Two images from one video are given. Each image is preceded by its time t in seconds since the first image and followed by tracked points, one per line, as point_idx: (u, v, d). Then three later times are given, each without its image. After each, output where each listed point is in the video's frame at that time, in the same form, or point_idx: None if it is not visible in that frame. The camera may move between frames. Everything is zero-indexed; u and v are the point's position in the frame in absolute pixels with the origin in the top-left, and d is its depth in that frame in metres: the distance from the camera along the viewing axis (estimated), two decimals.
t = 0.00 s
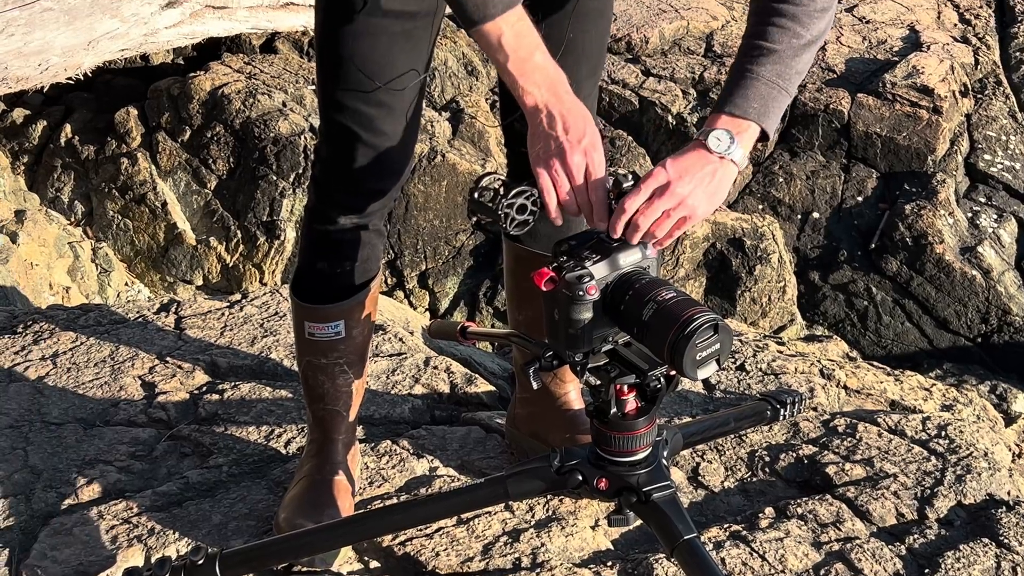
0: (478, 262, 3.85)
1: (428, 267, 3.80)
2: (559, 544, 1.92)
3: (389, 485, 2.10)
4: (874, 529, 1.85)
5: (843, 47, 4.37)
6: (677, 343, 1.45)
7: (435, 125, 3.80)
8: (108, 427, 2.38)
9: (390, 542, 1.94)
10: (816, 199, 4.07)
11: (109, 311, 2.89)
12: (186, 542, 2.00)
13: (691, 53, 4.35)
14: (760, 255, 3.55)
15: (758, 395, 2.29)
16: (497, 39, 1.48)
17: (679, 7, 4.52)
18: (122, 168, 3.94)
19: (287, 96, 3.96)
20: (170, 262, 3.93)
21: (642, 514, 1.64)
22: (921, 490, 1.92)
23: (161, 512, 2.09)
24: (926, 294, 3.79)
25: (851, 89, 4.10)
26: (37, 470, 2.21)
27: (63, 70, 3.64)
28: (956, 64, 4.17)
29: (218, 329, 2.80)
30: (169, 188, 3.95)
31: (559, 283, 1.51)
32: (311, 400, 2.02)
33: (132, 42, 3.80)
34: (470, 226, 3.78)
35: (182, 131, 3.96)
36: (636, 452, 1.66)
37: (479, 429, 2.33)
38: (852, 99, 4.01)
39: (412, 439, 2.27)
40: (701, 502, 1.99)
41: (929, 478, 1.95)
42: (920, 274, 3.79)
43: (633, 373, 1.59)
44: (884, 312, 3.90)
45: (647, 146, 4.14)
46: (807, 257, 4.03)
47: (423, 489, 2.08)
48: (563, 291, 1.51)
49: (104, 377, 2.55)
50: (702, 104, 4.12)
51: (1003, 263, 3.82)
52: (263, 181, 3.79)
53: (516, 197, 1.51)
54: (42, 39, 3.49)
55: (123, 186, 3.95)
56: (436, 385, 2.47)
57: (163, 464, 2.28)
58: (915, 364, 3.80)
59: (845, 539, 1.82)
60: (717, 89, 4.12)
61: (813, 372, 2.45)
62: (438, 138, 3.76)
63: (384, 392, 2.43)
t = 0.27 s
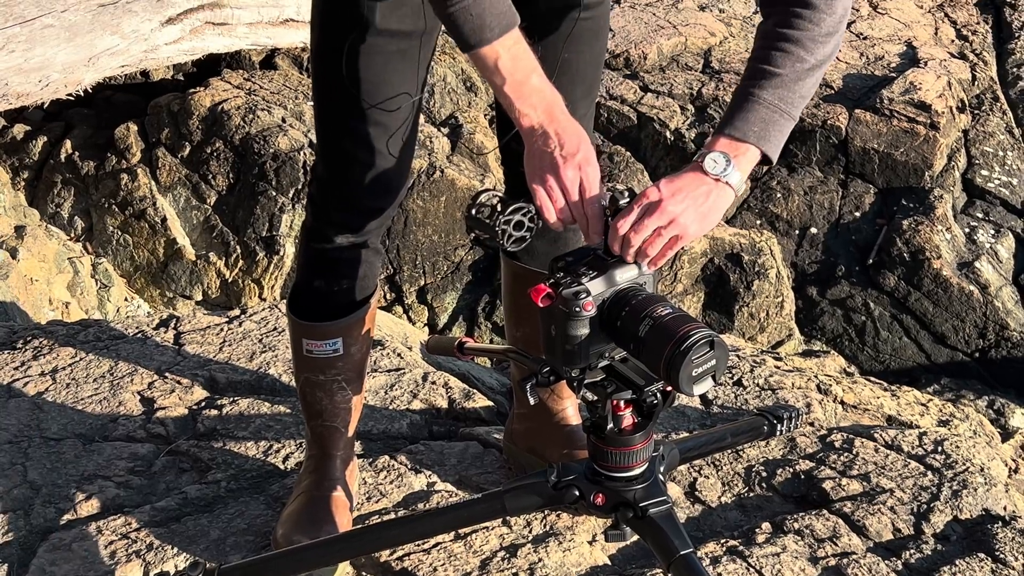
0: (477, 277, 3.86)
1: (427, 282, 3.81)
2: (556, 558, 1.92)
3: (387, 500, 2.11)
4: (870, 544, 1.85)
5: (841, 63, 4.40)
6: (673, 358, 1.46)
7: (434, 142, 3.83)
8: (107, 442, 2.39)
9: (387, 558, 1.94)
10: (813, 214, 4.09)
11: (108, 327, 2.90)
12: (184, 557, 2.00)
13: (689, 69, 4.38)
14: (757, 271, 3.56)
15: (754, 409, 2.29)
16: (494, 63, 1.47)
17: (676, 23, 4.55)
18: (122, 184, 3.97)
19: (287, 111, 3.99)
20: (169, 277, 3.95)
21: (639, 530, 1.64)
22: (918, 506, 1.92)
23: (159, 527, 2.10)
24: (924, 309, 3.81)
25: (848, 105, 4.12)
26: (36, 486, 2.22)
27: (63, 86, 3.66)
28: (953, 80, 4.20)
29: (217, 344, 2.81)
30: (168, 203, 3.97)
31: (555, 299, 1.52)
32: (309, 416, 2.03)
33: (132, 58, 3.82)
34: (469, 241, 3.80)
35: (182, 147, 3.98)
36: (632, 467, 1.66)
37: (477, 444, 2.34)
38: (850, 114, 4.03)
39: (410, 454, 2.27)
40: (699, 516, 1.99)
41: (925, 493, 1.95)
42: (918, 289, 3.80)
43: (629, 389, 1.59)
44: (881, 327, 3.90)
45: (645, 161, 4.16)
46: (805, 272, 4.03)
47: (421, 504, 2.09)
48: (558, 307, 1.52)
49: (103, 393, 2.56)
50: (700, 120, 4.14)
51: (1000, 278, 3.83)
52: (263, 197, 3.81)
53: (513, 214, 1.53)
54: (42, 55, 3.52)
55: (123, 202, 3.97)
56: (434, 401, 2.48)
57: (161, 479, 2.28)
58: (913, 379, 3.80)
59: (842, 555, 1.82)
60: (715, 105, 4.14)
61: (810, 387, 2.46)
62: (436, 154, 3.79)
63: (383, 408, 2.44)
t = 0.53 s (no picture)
0: (475, 285, 3.86)
1: (425, 290, 3.81)
2: (551, 563, 1.92)
3: (383, 505, 2.11)
4: (865, 549, 1.86)
5: (838, 72, 4.41)
6: (666, 362, 1.46)
7: (432, 150, 3.84)
8: (104, 448, 2.39)
9: (383, 562, 1.94)
10: (811, 223, 4.09)
11: (106, 335, 2.90)
12: (180, 562, 2.00)
13: (687, 78, 4.40)
14: (754, 279, 3.57)
15: (750, 415, 2.30)
16: (487, 69, 1.48)
17: (674, 33, 4.57)
18: (120, 193, 3.98)
19: (286, 120, 4.01)
20: (168, 285, 3.96)
21: (633, 533, 1.64)
22: (913, 511, 1.93)
23: (156, 532, 2.10)
24: (921, 318, 3.81)
25: (845, 114, 4.14)
26: (33, 492, 2.22)
27: (62, 95, 3.69)
28: (950, 90, 4.22)
29: (215, 351, 2.82)
30: (167, 212, 3.98)
31: (550, 303, 1.53)
32: (306, 423, 2.04)
33: (131, 67, 3.84)
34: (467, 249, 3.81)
35: (180, 155, 4.00)
36: (626, 471, 1.66)
37: (473, 450, 2.34)
38: (846, 124, 4.06)
39: (406, 460, 2.28)
40: (694, 522, 2.00)
41: (920, 499, 1.96)
42: (915, 298, 3.80)
43: (623, 393, 1.60)
44: (879, 334, 3.89)
45: (643, 170, 4.17)
46: (803, 281, 4.04)
47: (416, 509, 2.09)
48: (553, 310, 1.53)
49: (100, 400, 2.56)
50: (697, 129, 4.16)
51: (997, 287, 3.83)
52: (261, 206, 3.82)
53: (508, 217, 1.54)
54: (42, 64, 3.55)
55: (122, 210, 3.98)
56: (430, 407, 2.48)
57: (158, 485, 2.29)
58: (911, 388, 3.79)
59: (836, 560, 1.82)
60: (712, 114, 4.16)
61: (805, 393, 2.46)
62: (434, 162, 3.80)
63: (379, 414, 2.45)
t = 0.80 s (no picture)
0: (473, 293, 3.86)
1: (423, 298, 3.82)
2: (546, 569, 1.93)
3: (378, 511, 2.11)
4: (858, 555, 1.86)
5: (835, 81, 4.43)
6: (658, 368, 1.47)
7: (429, 158, 3.86)
8: (101, 455, 2.40)
9: (378, 567, 1.94)
10: (808, 231, 4.10)
11: (103, 342, 2.91)
12: (176, 567, 2.01)
13: (684, 87, 4.41)
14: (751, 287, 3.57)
15: (744, 422, 2.30)
16: (473, 83, 1.47)
17: (671, 41, 4.59)
18: (120, 202, 4.00)
19: (284, 129, 4.03)
20: (167, 293, 3.97)
21: (626, 538, 1.65)
22: (906, 517, 1.93)
23: (152, 538, 2.11)
24: (918, 326, 3.82)
25: (842, 123, 4.16)
26: (30, 498, 2.23)
27: (62, 103, 3.71)
28: (946, 99, 4.24)
29: (212, 358, 2.83)
30: (166, 220, 4.00)
31: (542, 309, 1.54)
32: (302, 429, 2.04)
33: (131, 75, 3.86)
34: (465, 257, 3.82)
35: (179, 163, 4.02)
36: (619, 476, 1.67)
37: (468, 456, 2.35)
38: (843, 133, 4.09)
39: (401, 466, 2.29)
40: (688, 528, 2.00)
41: (913, 505, 1.96)
42: (911, 306, 3.81)
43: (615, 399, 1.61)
44: (876, 343, 3.90)
45: (640, 179, 4.19)
46: (800, 289, 4.05)
47: (412, 515, 2.10)
48: (545, 317, 1.54)
49: (97, 406, 2.57)
50: (695, 137, 4.17)
51: (994, 295, 3.84)
52: (260, 214, 3.83)
53: (501, 224, 1.54)
54: (41, 73, 3.57)
55: (121, 219, 4.00)
56: (426, 413, 2.49)
57: (155, 491, 2.29)
58: (908, 396, 3.80)
59: (829, 566, 1.83)
60: (710, 122, 4.18)
61: (799, 400, 2.47)
62: (432, 170, 3.82)
63: (375, 421, 2.45)
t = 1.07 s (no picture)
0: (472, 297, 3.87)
1: (422, 302, 3.83)
2: (541, 570, 1.93)
3: (375, 513, 2.12)
4: (853, 556, 1.87)
5: (833, 86, 4.44)
6: (650, 368, 1.47)
7: (429, 163, 3.88)
8: (99, 456, 2.41)
9: (375, 569, 1.95)
10: (806, 236, 4.11)
11: (103, 345, 2.92)
12: (173, 568, 2.02)
13: (683, 92, 4.43)
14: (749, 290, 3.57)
15: (740, 424, 2.31)
16: (466, 94, 1.47)
17: (670, 46, 4.61)
18: (120, 206, 4.02)
19: (284, 133, 4.05)
20: (167, 297, 3.98)
21: (621, 539, 1.65)
22: (900, 519, 1.94)
23: (150, 539, 2.12)
24: (916, 330, 3.82)
25: (841, 128, 4.17)
26: (28, 499, 2.24)
27: (62, 108, 3.73)
28: (945, 104, 4.25)
29: (211, 360, 2.83)
30: (166, 224, 4.02)
31: (537, 311, 1.56)
32: (300, 432, 2.05)
33: (131, 80, 3.88)
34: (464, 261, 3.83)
35: (179, 168, 4.03)
36: (614, 477, 1.68)
37: (465, 458, 2.35)
38: (842, 137, 4.10)
39: (398, 468, 2.29)
40: (684, 529, 2.01)
41: (908, 506, 1.97)
42: (910, 310, 3.82)
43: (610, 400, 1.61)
44: (874, 347, 3.90)
45: (639, 183, 4.20)
46: (798, 293, 4.05)
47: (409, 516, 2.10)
48: (540, 318, 1.55)
49: (96, 409, 2.58)
50: (694, 142, 4.19)
51: (992, 299, 3.85)
52: (259, 218, 3.85)
53: (496, 226, 1.55)
54: (42, 78, 3.60)
55: (122, 223, 4.01)
56: (424, 415, 2.50)
57: (153, 492, 2.30)
58: (906, 400, 3.80)
59: (824, 567, 1.83)
60: (709, 127, 4.20)
61: (795, 403, 2.48)
62: (431, 175, 3.83)
63: (373, 423, 2.46)
